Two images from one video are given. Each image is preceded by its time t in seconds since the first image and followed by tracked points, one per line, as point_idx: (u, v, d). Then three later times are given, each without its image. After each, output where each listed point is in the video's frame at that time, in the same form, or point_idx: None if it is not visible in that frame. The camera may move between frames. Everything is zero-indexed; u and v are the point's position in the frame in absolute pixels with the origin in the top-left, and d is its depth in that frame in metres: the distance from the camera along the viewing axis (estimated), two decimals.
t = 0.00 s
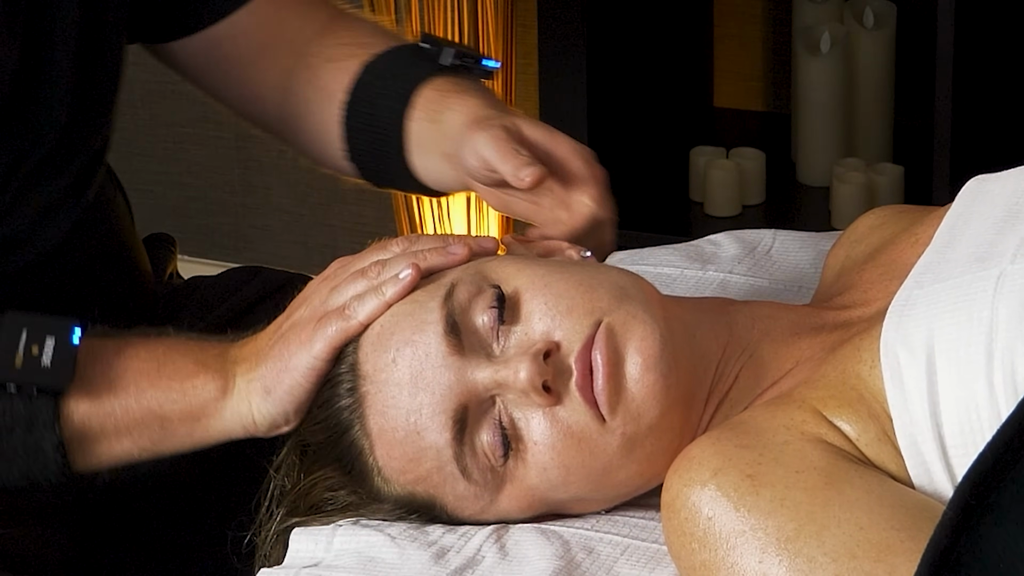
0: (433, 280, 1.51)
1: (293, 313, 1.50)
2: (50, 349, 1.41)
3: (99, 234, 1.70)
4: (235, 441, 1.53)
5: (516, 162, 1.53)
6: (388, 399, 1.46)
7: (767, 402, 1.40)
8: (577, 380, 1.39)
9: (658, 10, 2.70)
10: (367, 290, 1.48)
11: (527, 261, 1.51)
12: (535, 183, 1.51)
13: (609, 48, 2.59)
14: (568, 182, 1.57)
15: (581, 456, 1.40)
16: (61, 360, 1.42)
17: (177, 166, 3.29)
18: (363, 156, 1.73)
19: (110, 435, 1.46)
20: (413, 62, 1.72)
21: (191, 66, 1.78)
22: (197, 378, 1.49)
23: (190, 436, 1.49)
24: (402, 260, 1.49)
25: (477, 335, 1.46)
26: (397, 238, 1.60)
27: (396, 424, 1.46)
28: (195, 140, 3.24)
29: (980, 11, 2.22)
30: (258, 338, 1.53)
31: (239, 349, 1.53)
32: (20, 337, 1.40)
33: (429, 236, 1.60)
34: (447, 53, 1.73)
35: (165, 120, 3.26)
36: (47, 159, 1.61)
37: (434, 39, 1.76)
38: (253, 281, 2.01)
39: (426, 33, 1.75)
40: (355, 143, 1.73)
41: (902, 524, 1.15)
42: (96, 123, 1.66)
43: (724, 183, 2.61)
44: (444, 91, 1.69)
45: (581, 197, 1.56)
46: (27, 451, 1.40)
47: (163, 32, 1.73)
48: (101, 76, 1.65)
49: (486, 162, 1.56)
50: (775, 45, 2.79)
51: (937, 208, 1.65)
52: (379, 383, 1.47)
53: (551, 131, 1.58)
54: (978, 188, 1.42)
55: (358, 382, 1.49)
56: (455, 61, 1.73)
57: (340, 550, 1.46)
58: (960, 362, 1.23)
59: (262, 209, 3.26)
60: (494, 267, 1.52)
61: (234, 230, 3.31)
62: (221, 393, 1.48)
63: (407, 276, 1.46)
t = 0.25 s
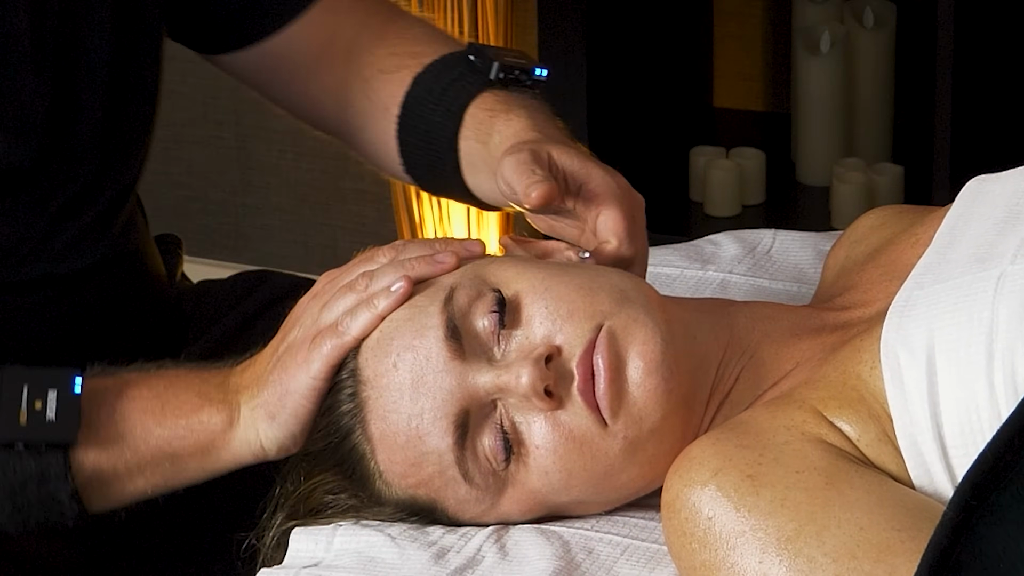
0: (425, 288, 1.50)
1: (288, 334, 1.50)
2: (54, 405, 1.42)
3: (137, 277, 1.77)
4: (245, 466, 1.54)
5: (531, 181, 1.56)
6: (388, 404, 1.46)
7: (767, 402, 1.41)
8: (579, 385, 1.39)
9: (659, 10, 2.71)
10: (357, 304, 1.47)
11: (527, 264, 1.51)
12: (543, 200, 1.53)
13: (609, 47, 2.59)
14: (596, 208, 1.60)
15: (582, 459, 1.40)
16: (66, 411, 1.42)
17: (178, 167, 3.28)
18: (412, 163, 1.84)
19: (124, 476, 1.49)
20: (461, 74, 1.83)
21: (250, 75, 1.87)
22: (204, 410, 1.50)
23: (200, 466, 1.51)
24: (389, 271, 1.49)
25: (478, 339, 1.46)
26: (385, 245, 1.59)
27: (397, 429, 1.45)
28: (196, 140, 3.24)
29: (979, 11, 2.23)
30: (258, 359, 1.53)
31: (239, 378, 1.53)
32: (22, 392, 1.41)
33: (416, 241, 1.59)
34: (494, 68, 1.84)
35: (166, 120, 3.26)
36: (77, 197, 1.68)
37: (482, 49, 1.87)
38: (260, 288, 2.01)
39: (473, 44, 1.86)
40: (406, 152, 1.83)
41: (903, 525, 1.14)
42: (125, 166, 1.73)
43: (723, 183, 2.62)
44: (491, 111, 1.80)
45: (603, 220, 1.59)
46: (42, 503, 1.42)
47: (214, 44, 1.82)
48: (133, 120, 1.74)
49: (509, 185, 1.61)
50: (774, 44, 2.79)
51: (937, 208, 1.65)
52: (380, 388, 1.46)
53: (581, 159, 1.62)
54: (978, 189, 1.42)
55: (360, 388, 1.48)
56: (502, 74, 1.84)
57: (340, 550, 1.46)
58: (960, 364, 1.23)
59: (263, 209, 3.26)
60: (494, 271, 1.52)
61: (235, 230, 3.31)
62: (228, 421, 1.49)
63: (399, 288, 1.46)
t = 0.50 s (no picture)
0: (426, 288, 1.50)
1: (289, 338, 1.51)
2: (63, 431, 1.40)
3: (161, 308, 1.84)
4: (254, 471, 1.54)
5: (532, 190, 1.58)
6: (388, 404, 1.46)
7: (767, 402, 1.41)
8: (580, 385, 1.39)
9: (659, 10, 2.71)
10: (358, 305, 1.48)
11: (528, 264, 1.51)
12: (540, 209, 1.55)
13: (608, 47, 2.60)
14: (597, 214, 1.60)
15: (583, 459, 1.40)
16: (75, 438, 1.41)
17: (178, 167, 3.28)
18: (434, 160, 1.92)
19: (138, 492, 1.47)
20: (477, 77, 1.90)
21: (287, 82, 1.99)
22: (213, 420, 1.50)
23: (212, 476, 1.50)
24: (389, 271, 1.49)
25: (479, 339, 1.46)
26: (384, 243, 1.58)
27: (398, 429, 1.45)
28: (196, 140, 3.24)
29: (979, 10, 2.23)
30: (261, 361, 1.52)
31: (243, 383, 1.53)
32: (29, 424, 1.40)
33: (415, 240, 1.59)
34: (510, 69, 1.89)
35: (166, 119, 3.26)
36: (107, 231, 1.75)
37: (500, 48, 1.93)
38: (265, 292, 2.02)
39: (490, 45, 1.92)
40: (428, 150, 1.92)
41: (903, 525, 1.14)
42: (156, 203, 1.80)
43: (723, 183, 2.64)
44: (504, 114, 1.85)
45: (605, 226, 1.59)
46: (57, 529, 1.41)
47: (255, 56, 1.94)
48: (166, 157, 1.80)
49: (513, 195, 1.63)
50: (774, 45, 2.79)
51: (937, 208, 1.65)
52: (380, 388, 1.46)
53: (582, 167, 1.63)
54: (978, 189, 1.42)
55: (360, 387, 1.48)
56: (517, 75, 1.90)
57: (340, 550, 1.46)
58: (960, 363, 1.23)
59: (263, 209, 3.26)
60: (495, 270, 1.52)
61: (235, 229, 3.31)
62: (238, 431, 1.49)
63: (400, 290, 1.46)
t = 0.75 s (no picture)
0: (431, 289, 1.50)
1: (292, 338, 1.50)
2: (72, 442, 1.40)
3: (179, 324, 1.86)
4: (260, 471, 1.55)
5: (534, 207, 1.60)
6: (388, 406, 1.46)
7: (768, 402, 1.41)
8: (580, 386, 1.39)
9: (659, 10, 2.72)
10: (361, 305, 1.47)
11: (529, 265, 1.51)
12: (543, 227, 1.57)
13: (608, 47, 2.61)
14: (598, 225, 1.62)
15: (583, 460, 1.40)
16: (84, 447, 1.40)
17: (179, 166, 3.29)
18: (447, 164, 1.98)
19: (148, 496, 1.48)
20: (489, 84, 1.95)
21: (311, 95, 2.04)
22: (219, 423, 1.50)
23: (220, 477, 1.50)
24: (393, 271, 1.48)
25: (479, 340, 1.46)
26: (387, 242, 1.58)
27: (398, 431, 1.45)
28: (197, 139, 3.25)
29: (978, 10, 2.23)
30: (264, 362, 1.53)
31: (248, 383, 1.53)
32: (39, 436, 1.39)
33: (417, 239, 1.58)
34: (520, 73, 1.93)
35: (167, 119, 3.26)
36: (128, 256, 1.77)
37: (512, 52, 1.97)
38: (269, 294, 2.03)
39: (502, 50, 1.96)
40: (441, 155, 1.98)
41: (903, 525, 1.14)
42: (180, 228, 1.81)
43: (723, 182, 2.64)
44: (513, 117, 1.90)
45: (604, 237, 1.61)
46: (68, 535, 1.41)
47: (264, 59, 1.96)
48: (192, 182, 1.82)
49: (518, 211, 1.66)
50: (773, 43, 2.81)
51: (937, 208, 1.65)
52: (381, 390, 1.46)
53: (585, 172, 1.65)
54: (979, 189, 1.42)
55: (361, 388, 1.48)
56: (528, 80, 1.94)
57: (341, 550, 1.46)
58: (960, 364, 1.23)
59: (263, 208, 3.26)
60: (496, 271, 1.52)
61: (236, 229, 3.31)
62: (246, 433, 1.49)
63: (404, 292, 1.46)
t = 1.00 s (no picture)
0: (430, 292, 1.50)
1: (291, 342, 1.50)
2: (71, 447, 1.40)
3: (184, 328, 1.85)
4: (260, 473, 1.55)
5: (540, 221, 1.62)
6: (388, 408, 1.46)
7: (768, 402, 1.41)
8: (580, 388, 1.39)
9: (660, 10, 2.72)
10: (360, 308, 1.47)
11: (528, 266, 1.51)
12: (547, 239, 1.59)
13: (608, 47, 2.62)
14: (596, 231, 1.63)
15: (583, 461, 1.40)
16: (83, 452, 1.40)
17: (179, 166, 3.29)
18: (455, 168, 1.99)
19: (147, 499, 1.48)
20: (500, 87, 1.97)
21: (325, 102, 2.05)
22: (219, 425, 1.50)
23: (220, 480, 1.50)
24: (392, 274, 1.48)
25: (479, 342, 1.46)
26: (384, 244, 1.58)
27: (398, 433, 1.45)
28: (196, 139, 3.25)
29: (977, 10, 2.23)
30: (263, 363, 1.53)
31: (247, 387, 1.53)
32: (38, 441, 1.39)
33: (415, 241, 1.58)
34: (531, 76, 1.96)
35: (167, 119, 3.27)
36: (138, 263, 1.76)
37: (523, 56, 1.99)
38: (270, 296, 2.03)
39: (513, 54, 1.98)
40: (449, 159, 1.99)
41: (903, 525, 1.14)
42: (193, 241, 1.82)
43: (723, 182, 2.64)
44: (522, 120, 1.91)
45: (600, 246, 1.61)
46: (68, 537, 1.41)
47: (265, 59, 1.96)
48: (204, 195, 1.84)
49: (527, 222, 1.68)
50: (773, 43, 2.81)
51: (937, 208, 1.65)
52: (380, 393, 1.46)
53: (589, 179, 1.67)
54: (979, 189, 1.42)
55: (361, 391, 1.48)
56: (540, 83, 1.96)
57: (341, 550, 1.46)
58: (960, 365, 1.23)
59: (263, 208, 3.26)
60: (496, 273, 1.52)
61: (236, 229, 3.31)
62: (246, 435, 1.49)
63: (403, 295, 1.46)
